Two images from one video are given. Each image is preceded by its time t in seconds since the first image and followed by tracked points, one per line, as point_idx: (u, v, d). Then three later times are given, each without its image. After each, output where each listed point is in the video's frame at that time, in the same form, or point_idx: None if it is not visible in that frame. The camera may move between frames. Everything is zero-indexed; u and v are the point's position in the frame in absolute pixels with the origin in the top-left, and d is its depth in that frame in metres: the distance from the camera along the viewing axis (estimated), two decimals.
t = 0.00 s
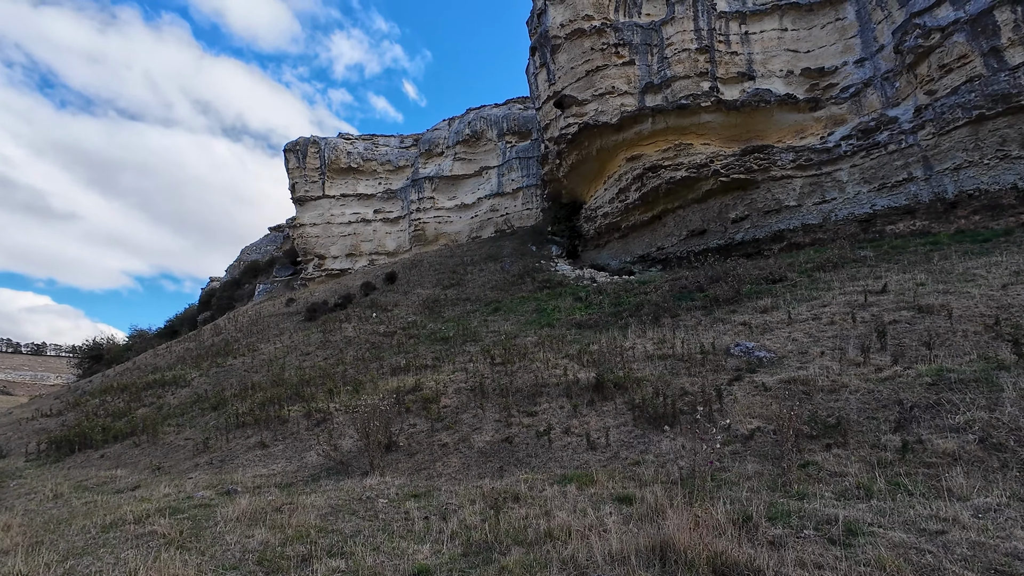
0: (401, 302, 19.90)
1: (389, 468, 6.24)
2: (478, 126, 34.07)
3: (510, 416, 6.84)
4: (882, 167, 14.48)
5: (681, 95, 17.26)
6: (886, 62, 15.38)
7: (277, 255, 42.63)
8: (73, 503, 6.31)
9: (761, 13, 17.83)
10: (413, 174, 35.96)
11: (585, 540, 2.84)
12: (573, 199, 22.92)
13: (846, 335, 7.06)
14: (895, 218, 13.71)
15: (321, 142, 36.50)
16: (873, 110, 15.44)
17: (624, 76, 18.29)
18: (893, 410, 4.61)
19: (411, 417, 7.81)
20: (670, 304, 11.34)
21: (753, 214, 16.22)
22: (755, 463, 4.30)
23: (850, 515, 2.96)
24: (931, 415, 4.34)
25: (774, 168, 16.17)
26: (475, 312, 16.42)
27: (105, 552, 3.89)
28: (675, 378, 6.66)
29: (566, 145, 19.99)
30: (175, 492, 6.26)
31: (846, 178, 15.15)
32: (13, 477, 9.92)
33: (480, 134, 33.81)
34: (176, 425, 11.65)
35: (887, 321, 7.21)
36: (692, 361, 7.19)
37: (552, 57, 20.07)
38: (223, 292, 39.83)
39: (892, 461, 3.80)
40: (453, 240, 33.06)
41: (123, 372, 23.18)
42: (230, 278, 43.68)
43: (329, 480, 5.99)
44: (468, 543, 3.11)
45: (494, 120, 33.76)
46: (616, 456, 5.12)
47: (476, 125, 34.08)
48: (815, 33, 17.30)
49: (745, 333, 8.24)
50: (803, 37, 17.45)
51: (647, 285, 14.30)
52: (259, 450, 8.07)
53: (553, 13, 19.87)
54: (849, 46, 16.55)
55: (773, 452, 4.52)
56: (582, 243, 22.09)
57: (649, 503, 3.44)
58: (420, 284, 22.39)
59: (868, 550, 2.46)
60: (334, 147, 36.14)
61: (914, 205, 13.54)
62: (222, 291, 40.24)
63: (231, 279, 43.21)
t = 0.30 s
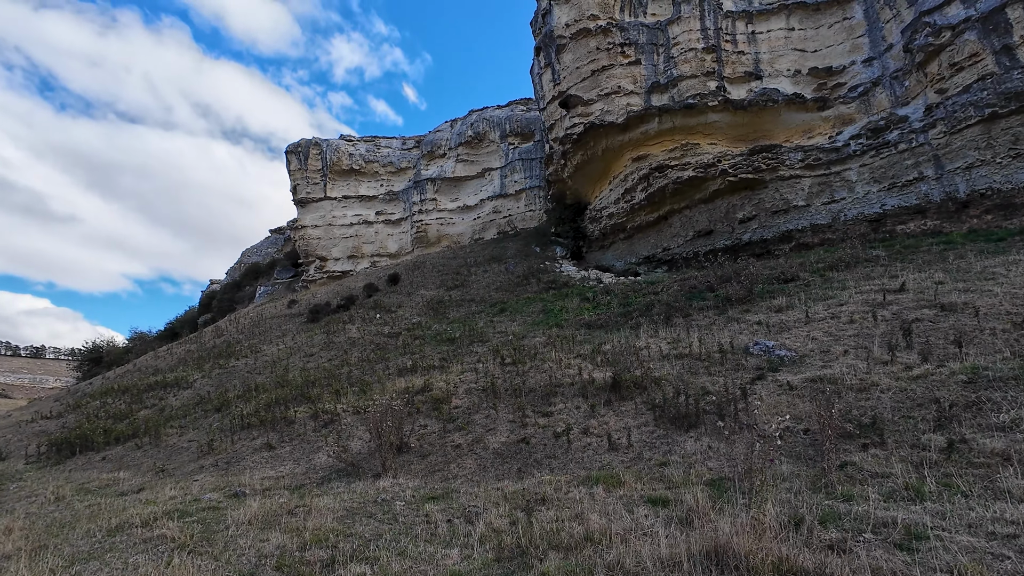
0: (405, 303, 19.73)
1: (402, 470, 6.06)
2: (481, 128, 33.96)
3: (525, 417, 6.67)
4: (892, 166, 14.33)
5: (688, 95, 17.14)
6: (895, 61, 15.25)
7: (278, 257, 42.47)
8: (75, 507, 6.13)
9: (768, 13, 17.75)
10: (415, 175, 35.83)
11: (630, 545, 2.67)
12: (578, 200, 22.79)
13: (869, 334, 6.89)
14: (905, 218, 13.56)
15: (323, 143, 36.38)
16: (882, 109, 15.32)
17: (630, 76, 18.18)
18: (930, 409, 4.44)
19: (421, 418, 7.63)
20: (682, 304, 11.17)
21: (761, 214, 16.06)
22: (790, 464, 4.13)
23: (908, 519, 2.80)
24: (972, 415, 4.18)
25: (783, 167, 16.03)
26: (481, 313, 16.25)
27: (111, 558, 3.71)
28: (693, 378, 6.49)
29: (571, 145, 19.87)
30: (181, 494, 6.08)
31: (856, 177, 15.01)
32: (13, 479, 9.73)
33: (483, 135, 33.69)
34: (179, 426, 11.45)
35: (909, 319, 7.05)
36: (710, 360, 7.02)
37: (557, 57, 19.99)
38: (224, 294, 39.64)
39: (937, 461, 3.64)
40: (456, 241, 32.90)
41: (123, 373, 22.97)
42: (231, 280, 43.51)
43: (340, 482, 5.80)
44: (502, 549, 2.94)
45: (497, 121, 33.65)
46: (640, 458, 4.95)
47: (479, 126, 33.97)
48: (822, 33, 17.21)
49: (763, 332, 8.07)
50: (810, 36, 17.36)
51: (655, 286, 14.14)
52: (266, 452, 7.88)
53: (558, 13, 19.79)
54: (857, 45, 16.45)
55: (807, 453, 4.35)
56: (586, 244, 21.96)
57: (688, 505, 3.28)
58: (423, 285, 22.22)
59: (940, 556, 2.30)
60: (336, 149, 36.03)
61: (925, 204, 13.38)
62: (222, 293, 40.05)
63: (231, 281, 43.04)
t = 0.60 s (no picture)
0: (414, 304, 19.59)
1: (421, 476, 5.88)
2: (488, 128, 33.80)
3: (547, 420, 6.48)
4: (911, 163, 14.04)
5: (700, 93, 16.92)
6: (912, 57, 14.98)
7: (285, 259, 42.48)
8: (88, 513, 5.99)
9: (781, 9, 17.50)
10: (421, 177, 35.72)
11: (688, 563, 2.49)
12: (587, 200, 22.59)
13: (901, 335, 6.65)
14: (925, 216, 13.29)
15: (330, 145, 36.38)
16: (899, 105, 15.04)
17: (641, 74, 17.99)
18: (982, 414, 4.23)
19: (438, 421, 7.45)
20: (699, 304, 10.96)
21: (775, 213, 15.80)
22: (838, 470, 3.93)
23: (986, 533, 2.60)
24: None
25: (798, 165, 15.76)
26: (491, 314, 16.07)
27: (128, 571, 3.54)
28: (720, 380, 6.28)
29: (582, 144, 19.68)
30: (195, 500, 5.93)
31: (874, 175, 14.73)
32: (24, 483, 9.64)
33: (490, 136, 33.54)
34: (190, 429, 11.34)
35: (943, 319, 6.80)
36: (736, 362, 6.80)
37: (567, 56, 19.82)
38: (231, 297, 39.68)
39: (1001, 469, 3.43)
40: (463, 242, 32.75)
41: (133, 376, 22.95)
42: (239, 283, 43.58)
43: (358, 488, 5.63)
44: (546, 565, 2.75)
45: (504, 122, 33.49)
46: (671, 464, 4.75)
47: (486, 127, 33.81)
48: (837, 29, 16.94)
49: (788, 333, 7.84)
50: (825, 32, 17.10)
51: (669, 286, 13.93)
52: (280, 456, 7.73)
53: (568, 12, 19.63)
54: (873, 41, 16.17)
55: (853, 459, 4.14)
56: (596, 245, 21.74)
57: (740, 516, 3.09)
58: (432, 286, 22.08)
59: None
60: (343, 151, 35.99)
61: (945, 202, 13.10)
62: (230, 295, 40.10)
63: (239, 283, 43.10)
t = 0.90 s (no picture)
0: (431, 302, 19.54)
1: (451, 473, 5.77)
2: (501, 127, 33.66)
3: (577, 416, 6.33)
4: (941, 154, 13.64)
5: (720, 85, 16.64)
6: (941, 45, 14.57)
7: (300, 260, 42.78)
8: (117, 509, 5.97)
9: None
10: (435, 176, 35.73)
11: (762, 564, 2.34)
12: (603, 197, 22.37)
13: (946, 327, 6.39)
14: (956, 207, 12.90)
15: (343, 146, 36.54)
16: (927, 94, 14.63)
17: (659, 68, 17.75)
18: None
19: (464, 418, 7.33)
20: (725, 299, 10.73)
21: (798, 207, 15.46)
22: (899, 466, 3.74)
23: None
24: None
25: (822, 157, 15.38)
26: (509, 312, 15.94)
27: (165, 567, 3.47)
28: (757, 375, 6.08)
29: (598, 140, 19.48)
30: (223, 497, 5.87)
31: (901, 166, 14.34)
32: (53, 480, 9.73)
33: (503, 134, 33.43)
34: (212, 427, 11.37)
35: (989, 311, 6.54)
36: (771, 356, 6.60)
37: (582, 51, 19.68)
38: (248, 297, 40.04)
39: None
40: (477, 241, 32.69)
41: (153, 375, 23.23)
42: (254, 283, 43.97)
43: (387, 485, 5.53)
44: (604, 565, 2.61)
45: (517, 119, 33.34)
46: (713, 460, 4.57)
47: (499, 125, 33.68)
48: (861, 18, 16.55)
49: (822, 327, 7.59)
50: (848, 22, 16.71)
51: (690, 282, 13.69)
52: (304, 453, 7.68)
53: (583, 6, 19.47)
54: (899, 29, 15.75)
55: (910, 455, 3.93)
56: (613, 242, 21.51)
57: (805, 514, 2.92)
58: (448, 285, 22.03)
59: None
60: (357, 151, 36.13)
61: (978, 193, 12.70)
62: (246, 296, 40.48)
63: (255, 284, 43.51)
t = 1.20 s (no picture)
0: (457, 298, 19.48)
1: (492, 470, 5.63)
2: (523, 121, 33.36)
3: (619, 412, 6.14)
4: (993, 134, 12.91)
5: (752, 70, 16.10)
6: (992, 19, 13.85)
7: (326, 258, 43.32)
8: (161, 505, 6.02)
9: None
10: (457, 172, 35.69)
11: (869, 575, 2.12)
12: (630, 188, 21.96)
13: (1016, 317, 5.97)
14: (1011, 191, 12.19)
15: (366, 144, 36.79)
16: (977, 72, 13.90)
17: (688, 54, 17.33)
18: None
19: (501, 414, 7.19)
20: (765, 290, 10.35)
21: (837, 194, 14.86)
22: (989, 467, 3.43)
23: None
24: None
25: (863, 142, 14.72)
26: (537, 306, 15.74)
27: (216, 565, 3.41)
28: (811, 368, 5.79)
29: (625, 130, 19.10)
30: (264, 493, 5.85)
31: (949, 149, 13.64)
32: (97, 475, 9.96)
33: (525, 128, 33.14)
34: (248, 423, 11.50)
35: None
36: (824, 348, 6.28)
37: (607, 39, 19.42)
38: (275, 296, 40.75)
39: None
40: (501, 236, 32.56)
41: (188, 373, 23.79)
42: (282, 282, 44.74)
43: (428, 482, 5.42)
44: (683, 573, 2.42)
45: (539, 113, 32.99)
46: (774, 458, 4.32)
47: (521, 119, 33.39)
48: None
49: (876, 318, 7.20)
50: None
51: (725, 274, 13.28)
52: (340, 449, 7.65)
53: None
54: (945, 5, 15.00)
55: (999, 453, 3.63)
56: (640, 234, 21.09)
57: (898, 520, 2.67)
58: (473, 280, 21.94)
59: None
60: (380, 149, 36.31)
61: None
62: (274, 294, 41.20)
63: (282, 282, 44.26)
